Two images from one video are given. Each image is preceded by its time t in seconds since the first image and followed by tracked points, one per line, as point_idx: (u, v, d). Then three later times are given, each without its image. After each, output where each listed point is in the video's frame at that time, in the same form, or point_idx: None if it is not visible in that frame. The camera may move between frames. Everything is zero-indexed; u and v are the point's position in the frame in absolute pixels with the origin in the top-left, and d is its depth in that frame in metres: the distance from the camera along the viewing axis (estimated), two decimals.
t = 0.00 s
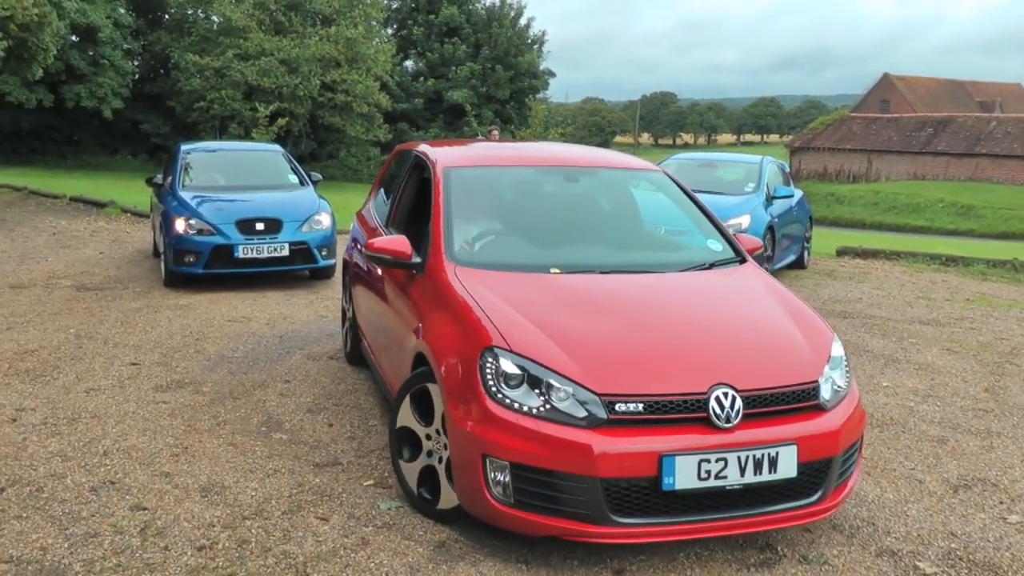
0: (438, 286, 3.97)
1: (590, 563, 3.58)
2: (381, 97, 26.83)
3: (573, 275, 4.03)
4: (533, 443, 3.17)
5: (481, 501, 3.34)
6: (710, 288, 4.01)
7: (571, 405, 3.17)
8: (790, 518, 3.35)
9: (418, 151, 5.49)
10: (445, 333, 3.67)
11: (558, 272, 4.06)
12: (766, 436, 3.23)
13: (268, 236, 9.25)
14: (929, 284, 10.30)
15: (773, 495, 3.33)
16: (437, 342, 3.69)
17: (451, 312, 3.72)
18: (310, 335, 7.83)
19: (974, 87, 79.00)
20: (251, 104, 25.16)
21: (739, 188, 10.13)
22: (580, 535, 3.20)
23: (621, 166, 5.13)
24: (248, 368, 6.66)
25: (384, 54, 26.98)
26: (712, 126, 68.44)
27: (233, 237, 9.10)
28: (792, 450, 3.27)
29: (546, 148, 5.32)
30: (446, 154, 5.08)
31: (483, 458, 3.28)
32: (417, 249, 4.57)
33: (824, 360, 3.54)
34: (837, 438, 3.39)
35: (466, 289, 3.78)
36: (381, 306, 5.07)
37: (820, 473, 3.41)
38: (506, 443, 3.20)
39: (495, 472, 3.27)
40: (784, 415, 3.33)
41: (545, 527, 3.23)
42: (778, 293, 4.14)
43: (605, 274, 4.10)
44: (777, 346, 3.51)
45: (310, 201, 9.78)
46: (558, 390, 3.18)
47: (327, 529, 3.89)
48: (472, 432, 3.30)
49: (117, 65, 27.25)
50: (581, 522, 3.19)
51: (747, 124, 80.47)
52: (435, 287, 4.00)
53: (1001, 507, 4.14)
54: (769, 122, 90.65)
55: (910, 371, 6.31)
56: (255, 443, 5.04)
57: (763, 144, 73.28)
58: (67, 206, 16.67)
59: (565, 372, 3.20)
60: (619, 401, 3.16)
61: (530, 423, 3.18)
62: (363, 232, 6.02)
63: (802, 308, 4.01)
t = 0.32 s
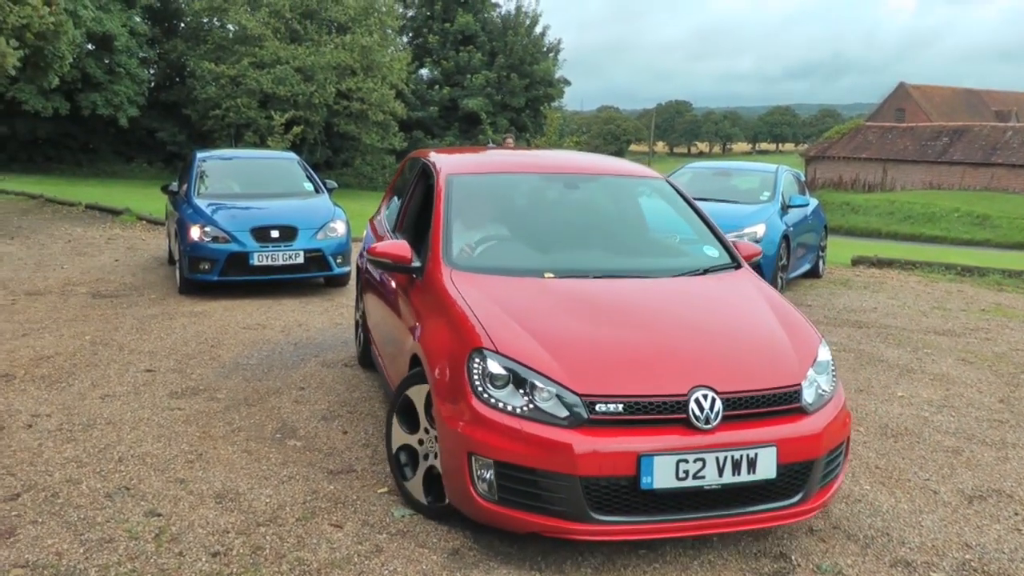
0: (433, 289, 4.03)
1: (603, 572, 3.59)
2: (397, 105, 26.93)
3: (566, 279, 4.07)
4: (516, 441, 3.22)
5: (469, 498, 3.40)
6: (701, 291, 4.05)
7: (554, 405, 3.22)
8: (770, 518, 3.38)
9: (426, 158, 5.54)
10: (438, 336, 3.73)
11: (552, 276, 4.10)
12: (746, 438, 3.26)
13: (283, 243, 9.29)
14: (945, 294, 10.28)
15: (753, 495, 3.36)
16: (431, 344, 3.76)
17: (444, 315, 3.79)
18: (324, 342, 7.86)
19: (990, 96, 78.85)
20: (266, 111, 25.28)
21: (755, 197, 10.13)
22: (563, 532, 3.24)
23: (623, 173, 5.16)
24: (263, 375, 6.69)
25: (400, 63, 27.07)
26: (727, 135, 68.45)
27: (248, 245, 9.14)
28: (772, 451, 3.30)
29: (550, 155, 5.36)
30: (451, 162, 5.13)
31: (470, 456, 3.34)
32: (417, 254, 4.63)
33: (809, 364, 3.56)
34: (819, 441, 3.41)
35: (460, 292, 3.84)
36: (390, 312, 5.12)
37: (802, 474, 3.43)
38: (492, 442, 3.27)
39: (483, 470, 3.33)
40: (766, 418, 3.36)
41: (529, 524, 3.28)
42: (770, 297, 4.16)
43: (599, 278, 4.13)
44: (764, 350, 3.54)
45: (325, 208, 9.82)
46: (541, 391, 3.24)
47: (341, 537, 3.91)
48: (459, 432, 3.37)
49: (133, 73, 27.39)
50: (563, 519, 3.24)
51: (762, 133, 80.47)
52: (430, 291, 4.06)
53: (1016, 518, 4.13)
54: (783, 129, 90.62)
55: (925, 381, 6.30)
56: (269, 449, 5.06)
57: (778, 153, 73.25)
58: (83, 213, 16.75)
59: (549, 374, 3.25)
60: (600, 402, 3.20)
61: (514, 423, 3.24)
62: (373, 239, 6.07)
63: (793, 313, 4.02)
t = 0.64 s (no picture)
0: (421, 292, 4.17)
1: None
2: (409, 114, 27.00)
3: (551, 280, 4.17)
4: (490, 436, 3.37)
5: (447, 490, 3.55)
6: (681, 289, 4.14)
7: (526, 400, 3.36)
8: (742, 511, 3.48)
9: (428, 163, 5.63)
10: (424, 337, 3.87)
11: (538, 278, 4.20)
12: (713, 432, 3.36)
13: (297, 253, 9.31)
14: (960, 297, 10.25)
15: (723, 489, 3.46)
16: (417, 345, 3.90)
17: (430, 316, 3.93)
18: (339, 351, 7.89)
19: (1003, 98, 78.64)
20: (279, 121, 25.38)
21: (768, 201, 10.12)
22: (534, 523, 3.38)
23: (618, 175, 5.22)
24: (278, 384, 6.72)
25: (411, 71, 27.13)
26: (739, 140, 68.39)
27: (262, 254, 9.17)
28: (740, 445, 3.39)
29: (548, 159, 5.44)
30: (450, 167, 5.23)
31: (449, 450, 3.49)
32: (411, 259, 4.75)
33: (781, 360, 3.65)
34: (790, 435, 3.51)
35: (445, 293, 3.98)
36: (394, 322, 5.20)
37: (773, 468, 3.52)
38: (467, 436, 3.42)
39: (460, 463, 3.48)
40: (736, 412, 3.46)
41: (503, 514, 3.42)
42: (751, 295, 4.24)
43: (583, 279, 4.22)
44: (737, 349, 3.62)
45: (338, 217, 9.85)
46: (515, 386, 3.38)
47: (357, 545, 3.92)
48: (439, 429, 3.52)
49: (146, 84, 27.52)
50: (535, 510, 3.37)
51: (775, 138, 80.45)
52: (419, 294, 4.20)
53: None
54: (795, 133, 90.53)
55: (941, 386, 6.28)
56: (285, 458, 5.08)
57: (791, 158, 73.17)
58: (96, 224, 16.84)
59: (523, 371, 3.39)
60: (570, 397, 3.33)
61: (488, 418, 3.39)
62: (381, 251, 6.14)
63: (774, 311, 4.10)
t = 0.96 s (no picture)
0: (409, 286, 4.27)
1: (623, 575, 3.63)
2: (419, 115, 27.03)
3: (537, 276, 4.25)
4: (465, 423, 3.48)
5: (426, 475, 3.67)
6: (662, 286, 4.21)
7: (501, 391, 3.48)
8: (711, 501, 3.56)
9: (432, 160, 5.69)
10: (411, 329, 3.97)
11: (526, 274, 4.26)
12: (682, 423, 3.44)
13: (307, 253, 9.33)
14: (969, 300, 10.24)
15: (691, 479, 3.55)
16: (403, 336, 4.00)
17: (417, 309, 4.03)
18: (349, 350, 7.91)
19: (1013, 100, 78.48)
20: (289, 121, 25.45)
21: (778, 203, 10.13)
22: (507, 508, 3.49)
23: (615, 174, 5.25)
24: (287, 383, 6.74)
25: (421, 71, 27.15)
26: (748, 141, 68.32)
27: (272, 254, 9.19)
28: (708, 437, 3.47)
29: (549, 158, 5.48)
30: (450, 165, 5.28)
31: (427, 437, 3.61)
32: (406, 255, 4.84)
33: (755, 354, 3.73)
34: (760, 429, 3.58)
35: (433, 286, 4.08)
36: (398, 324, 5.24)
37: (744, 460, 3.60)
38: (444, 423, 3.53)
39: (438, 450, 3.60)
40: (706, 406, 3.54)
41: (477, 500, 3.53)
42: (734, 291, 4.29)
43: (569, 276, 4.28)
44: (712, 345, 3.69)
45: (348, 218, 9.87)
46: (491, 377, 3.49)
47: (366, 544, 3.94)
48: (420, 417, 3.64)
49: (157, 84, 27.58)
50: (505, 496, 3.49)
51: (785, 140, 80.42)
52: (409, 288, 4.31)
53: None
54: (804, 134, 90.42)
55: (950, 388, 6.29)
56: (294, 457, 5.10)
57: (800, 159, 73.10)
58: (106, 224, 16.88)
59: (500, 363, 3.50)
60: (542, 387, 3.44)
61: (464, 406, 3.50)
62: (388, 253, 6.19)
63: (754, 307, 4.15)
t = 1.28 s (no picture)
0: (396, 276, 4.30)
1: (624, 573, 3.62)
2: (421, 112, 27.03)
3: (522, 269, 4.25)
4: (440, 409, 3.51)
5: (405, 459, 3.70)
6: (643, 279, 4.22)
7: (476, 377, 3.50)
8: (679, 488, 3.56)
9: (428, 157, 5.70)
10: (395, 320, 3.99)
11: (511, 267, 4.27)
12: (651, 411, 3.45)
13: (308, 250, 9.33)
14: (971, 297, 10.23)
15: (660, 465, 3.55)
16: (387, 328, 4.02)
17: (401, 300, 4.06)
18: (351, 347, 7.92)
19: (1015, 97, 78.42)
20: (291, 118, 25.47)
21: (780, 200, 10.11)
22: (479, 492, 3.51)
23: (607, 171, 5.23)
24: (289, 380, 6.74)
25: (424, 68, 27.13)
26: (750, 137, 68.29)
27: (274, 252, 9.20)
28: (676, 425, 3.47)
29: (545, 156, 5.48)
30: (445, 163, 5.29)
31: (405, 422, 3.64)
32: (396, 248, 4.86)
33: (728, 344, 3.73)
34: (729, 418, 3.57)
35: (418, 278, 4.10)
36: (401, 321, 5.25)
37: (713, 448, 3.60)
38: (421, 408, 3.56)
39: (415, 434, 3.63)
40: (676, 394, 3.54)
41: (451, 483, 3.56)
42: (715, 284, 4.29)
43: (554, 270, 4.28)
44: (687, 337, 3.69)
45: (351, 215, 9.87)
46: (468, 365, 3.52)
47: (368, 541, 3.94)
48: (399, 404, 3.66)
49: (160, 82, 27.58)
50: (478, 480, 3.51)
51: (787, 137, 80.38)
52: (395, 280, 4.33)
53: None
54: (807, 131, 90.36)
55: (953, 385, 6.28)
56: (297, 454, 5.11)
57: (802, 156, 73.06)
58: (109, 221, 16.88)
59: (477, 351, 3.52)
60: (514, 374, 3.46)
61: (440, 392, 3.53)
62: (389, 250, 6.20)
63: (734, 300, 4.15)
